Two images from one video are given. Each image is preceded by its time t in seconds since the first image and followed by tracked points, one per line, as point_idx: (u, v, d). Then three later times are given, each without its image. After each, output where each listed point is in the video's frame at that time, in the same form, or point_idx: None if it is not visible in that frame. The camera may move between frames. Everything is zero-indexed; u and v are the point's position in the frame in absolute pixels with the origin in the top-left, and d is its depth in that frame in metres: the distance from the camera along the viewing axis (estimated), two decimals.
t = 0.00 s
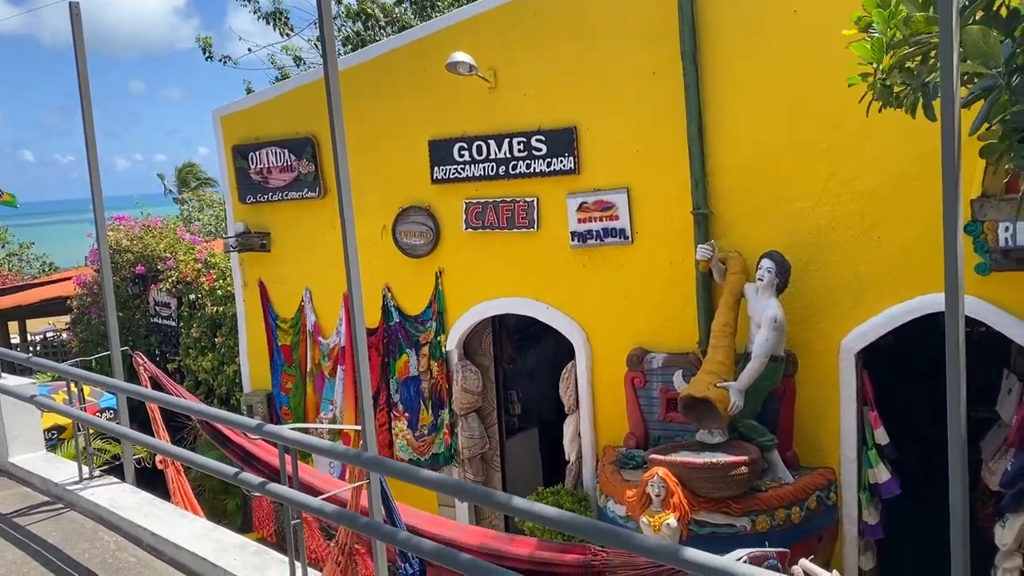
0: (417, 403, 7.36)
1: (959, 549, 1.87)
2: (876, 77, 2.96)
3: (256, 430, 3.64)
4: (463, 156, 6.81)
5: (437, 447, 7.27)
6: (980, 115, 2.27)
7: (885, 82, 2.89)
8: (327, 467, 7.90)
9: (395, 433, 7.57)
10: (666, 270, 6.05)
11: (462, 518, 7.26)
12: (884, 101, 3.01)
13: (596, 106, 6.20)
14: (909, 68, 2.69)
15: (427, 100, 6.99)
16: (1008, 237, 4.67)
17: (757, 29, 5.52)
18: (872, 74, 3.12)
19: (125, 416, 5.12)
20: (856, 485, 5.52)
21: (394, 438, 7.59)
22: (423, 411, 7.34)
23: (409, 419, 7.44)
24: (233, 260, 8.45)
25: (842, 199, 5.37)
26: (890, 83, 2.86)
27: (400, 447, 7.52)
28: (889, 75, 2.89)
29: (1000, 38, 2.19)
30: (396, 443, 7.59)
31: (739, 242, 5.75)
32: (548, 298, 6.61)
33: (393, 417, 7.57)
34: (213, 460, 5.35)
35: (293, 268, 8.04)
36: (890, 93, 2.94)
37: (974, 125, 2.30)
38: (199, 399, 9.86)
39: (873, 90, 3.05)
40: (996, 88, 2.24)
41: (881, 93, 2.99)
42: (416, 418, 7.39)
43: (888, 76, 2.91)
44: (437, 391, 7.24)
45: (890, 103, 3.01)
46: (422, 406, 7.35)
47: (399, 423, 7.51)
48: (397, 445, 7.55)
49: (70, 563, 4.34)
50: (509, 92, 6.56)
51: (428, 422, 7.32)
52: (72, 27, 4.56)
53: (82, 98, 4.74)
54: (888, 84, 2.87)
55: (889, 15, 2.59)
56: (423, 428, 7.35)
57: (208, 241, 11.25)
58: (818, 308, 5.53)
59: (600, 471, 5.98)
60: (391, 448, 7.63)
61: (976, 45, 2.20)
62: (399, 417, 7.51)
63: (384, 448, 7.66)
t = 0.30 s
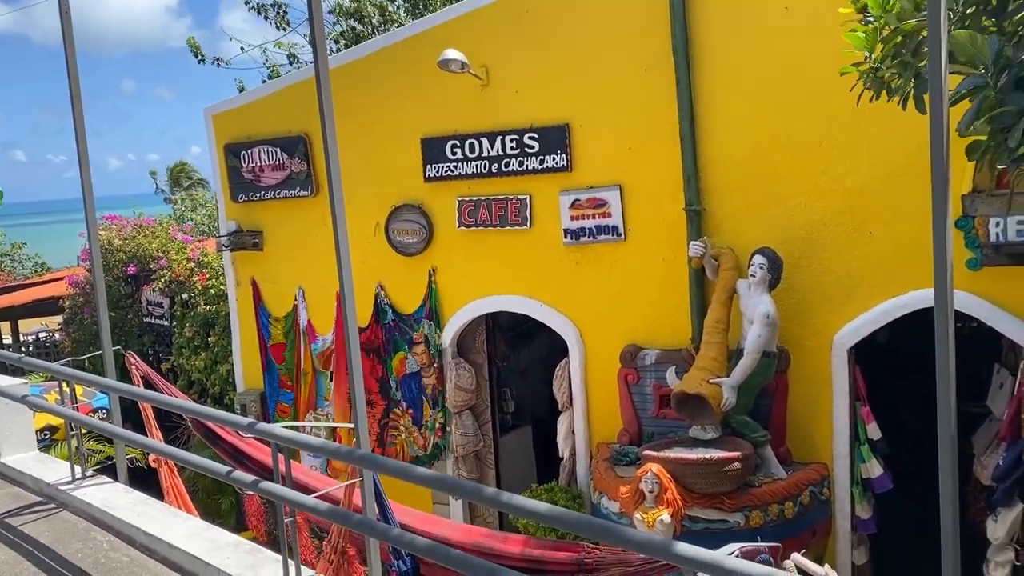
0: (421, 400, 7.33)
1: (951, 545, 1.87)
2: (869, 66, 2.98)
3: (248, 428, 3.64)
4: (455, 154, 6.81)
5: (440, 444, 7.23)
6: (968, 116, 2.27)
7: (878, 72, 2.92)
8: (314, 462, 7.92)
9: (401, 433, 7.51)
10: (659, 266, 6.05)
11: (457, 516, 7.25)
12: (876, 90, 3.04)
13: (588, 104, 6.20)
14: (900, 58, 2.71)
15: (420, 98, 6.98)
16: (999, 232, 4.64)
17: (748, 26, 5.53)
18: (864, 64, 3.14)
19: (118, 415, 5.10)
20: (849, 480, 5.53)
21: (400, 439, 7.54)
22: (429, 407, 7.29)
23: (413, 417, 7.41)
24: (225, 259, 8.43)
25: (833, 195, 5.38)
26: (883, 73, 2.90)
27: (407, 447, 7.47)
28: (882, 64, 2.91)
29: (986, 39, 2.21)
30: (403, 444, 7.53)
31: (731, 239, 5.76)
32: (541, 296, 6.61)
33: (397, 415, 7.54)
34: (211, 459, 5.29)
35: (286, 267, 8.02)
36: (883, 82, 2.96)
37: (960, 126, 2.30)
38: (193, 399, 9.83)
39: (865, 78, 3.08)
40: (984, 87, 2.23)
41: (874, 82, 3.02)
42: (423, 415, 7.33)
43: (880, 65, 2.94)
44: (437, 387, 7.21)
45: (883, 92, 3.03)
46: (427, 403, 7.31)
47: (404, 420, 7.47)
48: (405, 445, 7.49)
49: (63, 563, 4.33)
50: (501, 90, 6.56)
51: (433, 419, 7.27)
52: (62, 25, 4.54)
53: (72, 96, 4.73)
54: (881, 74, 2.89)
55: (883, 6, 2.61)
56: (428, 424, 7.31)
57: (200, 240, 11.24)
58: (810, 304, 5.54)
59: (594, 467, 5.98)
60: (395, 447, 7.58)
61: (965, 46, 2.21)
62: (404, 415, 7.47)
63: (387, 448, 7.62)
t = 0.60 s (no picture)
0: (423, 397, 7.26)
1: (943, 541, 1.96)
2: (858, 57, 3.02)
3: (237, 427, 3.65)
4: (446, 151, 6.80)
5: (456, 440, 7.10)
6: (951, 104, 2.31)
7: (866, 63, 2.96)
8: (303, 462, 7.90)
9: (410, 428, 7.41)
10: (650, 263, 6.06)
11: (450, 514, 7.25)
12: (865, 82, 3.07)
13: (578, 100, 6.19)
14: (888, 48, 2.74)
15: (410, 95, 6.97)
16: (987, 226, 4.64)
17: (737, 22, 5.53)
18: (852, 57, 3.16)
19: (108, 415, 5.09)
20: (840, 474, 5.55)
21: (409, 433, 7.43)
22: (431, 405, 7.21)
23: (420, 411, 7.31)
24: (216, 258, 8.41)
25: (823, 190, 5.39)
26: (871, 64, 2.94)
27: (418, 440, 7.34)
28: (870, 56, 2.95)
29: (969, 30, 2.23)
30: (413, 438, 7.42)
31: (721, 235, 5.77)
32: (533, 293, 6.61)
33: (402, 411, 7.46)
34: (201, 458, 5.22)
35: (277, 265, 8.00)
36: (871, 73, 3.00)
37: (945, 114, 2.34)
38: (185, 398, 9.80)
39: (855, 70, 3.12)
40: (968, 78, 2.27)
41: (863, 75, 3.05)
42: (427, 412, 7.25)
43: (868, 57, 2.98)
44: (437, 384, 7.14)
45: (870, 83, 3.08)
46: (428, 400, 7.24)
47: (411, 415, 7.39)
48: (415, 438, 7.36)
49: (53, 564, 4.32)
50: (491, 87, 6.55)
51: (437, 416, 7.19)
52: (49, 24, 4.52)
53: (59, 95, 4.70)
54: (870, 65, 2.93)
55: None
56: (434, 421, 7.21)
57: (191, 239, 11.21)
58: (800, 300, 5.55)
59: (586, 464, 5.99)
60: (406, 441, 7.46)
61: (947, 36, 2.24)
62: (408, 410, 7.40)
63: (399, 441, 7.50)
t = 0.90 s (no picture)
0: (413, 393, 7.26)
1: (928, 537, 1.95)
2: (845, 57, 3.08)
3: (228, 425, 3.65)
4: (436, 145, 6.78)
5: (448, 434, 7.09)
6: (943, 95, 2.29)
7: (852, 62, 3.02)
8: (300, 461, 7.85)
9: (401, 423, 7.40)
10: (640, 256, 6.06)
11: (442, 510, 7.26)
12: (851, 80, 3.11)
13: (567, 94, 6.18)
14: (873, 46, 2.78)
15: (400, 89, 6.94)
16: (976, 218, 4.67)
17: (726, 15, 5.52)
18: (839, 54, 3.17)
19: (98, 414, 5.06)
20: (831, 466, 5.58)
21: (401, 428, 7.41)
22: (421, 401, 7.21)
23: (411, 407, 7.30)
24: (206, 255, 8.37)
25: (812, 183, 5.39)
26: (857, 63, 2.99)
27: (409, 435, 7.34)
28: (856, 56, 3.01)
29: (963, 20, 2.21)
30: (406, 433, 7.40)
31: (712, 229, 5.77)
32: (524, 287, 6.60)
33: (395, 407, 7.44)
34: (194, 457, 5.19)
35: (267, 261, 7.97)
36: (858, 72, 3.05)
37: (937, 107, 2.32)
38: (175, 395, 9.76)
39: (841, 70, 3.17)
40: (959, 68, 2.25)
41: (848, 73, 3.10)
42: (417, 408, 7.25)
43: (853, 57, 3.03)
44: (428, 379, 7.14)
45: (856, 82, 3.13)
46: (419, 396, 7.24)
47: (401, 412, 7.38)
48: (407, 433, 7.35)
49: (45, 563, 4.30)
50: (480, 81, 6.53)
51: (428, 411, 7.18)
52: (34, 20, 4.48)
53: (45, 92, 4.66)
54: (856, 64, 2.99)
55: None
56: (423, 418, 7.22)
57: (180, 236, 11.17)
58: (790, 293, 5.56)
59: (578, 457, 6.00)
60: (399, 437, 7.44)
61: (942, 27, 2.22)
62: (400, 407, 7.38)
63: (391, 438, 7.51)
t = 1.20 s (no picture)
0: (406, 384, 7.24)
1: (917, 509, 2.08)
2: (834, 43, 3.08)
3: (218, 418, 3.64)
4: (425, 136, 6.75)
5: (433, 428, 7.11)
6: (929, 89, 2.30)
7: (841, 48, 3.02)
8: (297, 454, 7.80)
9: (390, 414, 7.42)
10: (631, 246, 6.06)
11: (434, 500, 7.27)
12: (840, 67, 3.12)
13: (557, 84, 6.17)
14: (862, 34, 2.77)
15: (389, 79, 6.91)
16: (964, 205, 4.71)
17: (715, 3, 5.50)
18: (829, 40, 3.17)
19: (88, 408, 5.04)
20: (821, 453, 5.61)
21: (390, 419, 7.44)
22: (414, 391, 7.19)
23: (403, 398, 7.29)
24: (195, 247, 8.33)
25: (802, 171, 5.40)
26: (845, 50, 2.99)
27: (398, 427, 7.36)
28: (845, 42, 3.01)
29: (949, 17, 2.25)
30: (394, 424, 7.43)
31: (701, 217, 5.77)
32: (515, 277, 6.60)
33: (385, 398, 7.44)
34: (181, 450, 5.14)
35: (256, 253, 7.94)
36: (847, 59, 3.05)
37: (923, 101, 2.34)
38: (166, 388, 9.73)
39: (830, 56, 3.18)
40: (945, 62, 2.26)
41: (837, 60, 3.10)
42: (409, 399, 7.24)
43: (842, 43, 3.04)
44: (420, 370, 7.12)
45: (845, 68, 3.14)
46: (411, 386, 7.22)
47: (392, 402, 7.37)
48: (397, 425, 7.37)
49: (36, 558, 4.30)
50: (470, 71, 6.50)
51: (420, 402, 7.17)
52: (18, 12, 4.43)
53: (30, 85, 4.62)
54: (844, 50, 2.99)
55: None
56: (416, 407, 7.20)
57: (169, 228, 11.12)
58: (780, 281, 5.57)
59: (570, 447, 6.01)
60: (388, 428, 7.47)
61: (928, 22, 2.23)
62: (391, 397, 7.37)
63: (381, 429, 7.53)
